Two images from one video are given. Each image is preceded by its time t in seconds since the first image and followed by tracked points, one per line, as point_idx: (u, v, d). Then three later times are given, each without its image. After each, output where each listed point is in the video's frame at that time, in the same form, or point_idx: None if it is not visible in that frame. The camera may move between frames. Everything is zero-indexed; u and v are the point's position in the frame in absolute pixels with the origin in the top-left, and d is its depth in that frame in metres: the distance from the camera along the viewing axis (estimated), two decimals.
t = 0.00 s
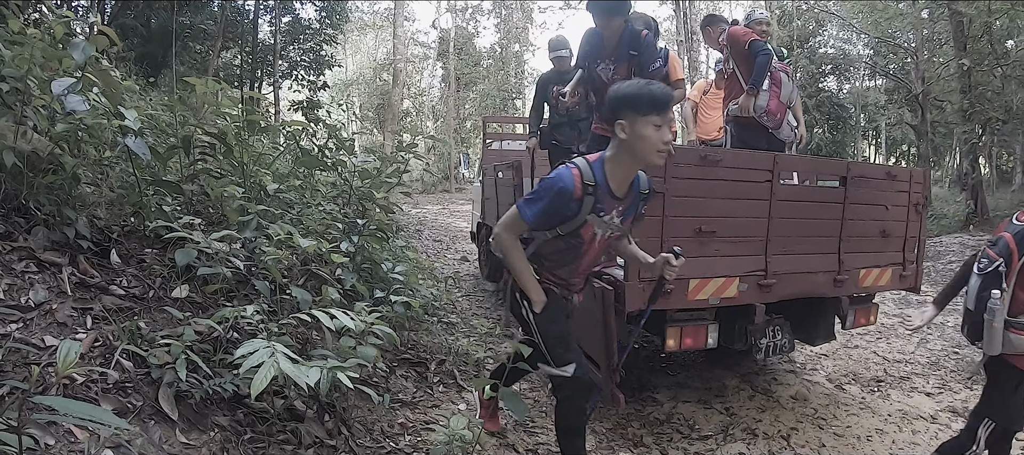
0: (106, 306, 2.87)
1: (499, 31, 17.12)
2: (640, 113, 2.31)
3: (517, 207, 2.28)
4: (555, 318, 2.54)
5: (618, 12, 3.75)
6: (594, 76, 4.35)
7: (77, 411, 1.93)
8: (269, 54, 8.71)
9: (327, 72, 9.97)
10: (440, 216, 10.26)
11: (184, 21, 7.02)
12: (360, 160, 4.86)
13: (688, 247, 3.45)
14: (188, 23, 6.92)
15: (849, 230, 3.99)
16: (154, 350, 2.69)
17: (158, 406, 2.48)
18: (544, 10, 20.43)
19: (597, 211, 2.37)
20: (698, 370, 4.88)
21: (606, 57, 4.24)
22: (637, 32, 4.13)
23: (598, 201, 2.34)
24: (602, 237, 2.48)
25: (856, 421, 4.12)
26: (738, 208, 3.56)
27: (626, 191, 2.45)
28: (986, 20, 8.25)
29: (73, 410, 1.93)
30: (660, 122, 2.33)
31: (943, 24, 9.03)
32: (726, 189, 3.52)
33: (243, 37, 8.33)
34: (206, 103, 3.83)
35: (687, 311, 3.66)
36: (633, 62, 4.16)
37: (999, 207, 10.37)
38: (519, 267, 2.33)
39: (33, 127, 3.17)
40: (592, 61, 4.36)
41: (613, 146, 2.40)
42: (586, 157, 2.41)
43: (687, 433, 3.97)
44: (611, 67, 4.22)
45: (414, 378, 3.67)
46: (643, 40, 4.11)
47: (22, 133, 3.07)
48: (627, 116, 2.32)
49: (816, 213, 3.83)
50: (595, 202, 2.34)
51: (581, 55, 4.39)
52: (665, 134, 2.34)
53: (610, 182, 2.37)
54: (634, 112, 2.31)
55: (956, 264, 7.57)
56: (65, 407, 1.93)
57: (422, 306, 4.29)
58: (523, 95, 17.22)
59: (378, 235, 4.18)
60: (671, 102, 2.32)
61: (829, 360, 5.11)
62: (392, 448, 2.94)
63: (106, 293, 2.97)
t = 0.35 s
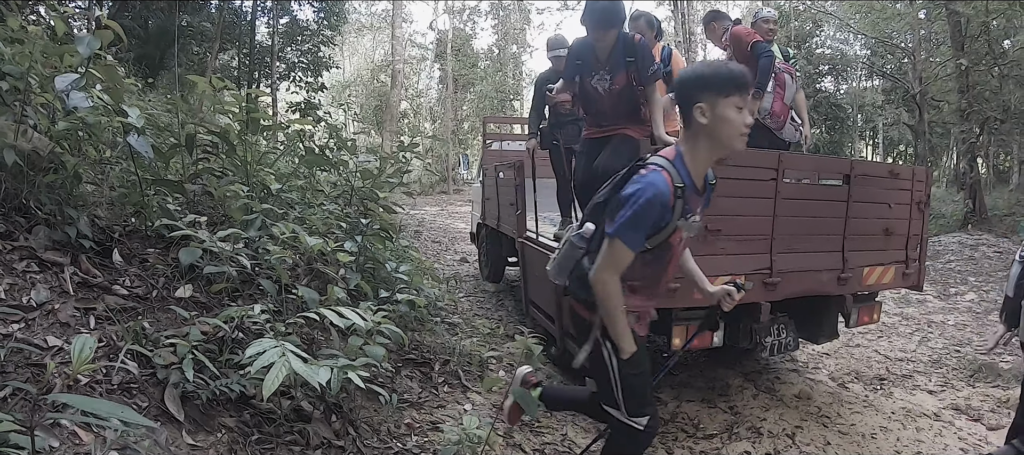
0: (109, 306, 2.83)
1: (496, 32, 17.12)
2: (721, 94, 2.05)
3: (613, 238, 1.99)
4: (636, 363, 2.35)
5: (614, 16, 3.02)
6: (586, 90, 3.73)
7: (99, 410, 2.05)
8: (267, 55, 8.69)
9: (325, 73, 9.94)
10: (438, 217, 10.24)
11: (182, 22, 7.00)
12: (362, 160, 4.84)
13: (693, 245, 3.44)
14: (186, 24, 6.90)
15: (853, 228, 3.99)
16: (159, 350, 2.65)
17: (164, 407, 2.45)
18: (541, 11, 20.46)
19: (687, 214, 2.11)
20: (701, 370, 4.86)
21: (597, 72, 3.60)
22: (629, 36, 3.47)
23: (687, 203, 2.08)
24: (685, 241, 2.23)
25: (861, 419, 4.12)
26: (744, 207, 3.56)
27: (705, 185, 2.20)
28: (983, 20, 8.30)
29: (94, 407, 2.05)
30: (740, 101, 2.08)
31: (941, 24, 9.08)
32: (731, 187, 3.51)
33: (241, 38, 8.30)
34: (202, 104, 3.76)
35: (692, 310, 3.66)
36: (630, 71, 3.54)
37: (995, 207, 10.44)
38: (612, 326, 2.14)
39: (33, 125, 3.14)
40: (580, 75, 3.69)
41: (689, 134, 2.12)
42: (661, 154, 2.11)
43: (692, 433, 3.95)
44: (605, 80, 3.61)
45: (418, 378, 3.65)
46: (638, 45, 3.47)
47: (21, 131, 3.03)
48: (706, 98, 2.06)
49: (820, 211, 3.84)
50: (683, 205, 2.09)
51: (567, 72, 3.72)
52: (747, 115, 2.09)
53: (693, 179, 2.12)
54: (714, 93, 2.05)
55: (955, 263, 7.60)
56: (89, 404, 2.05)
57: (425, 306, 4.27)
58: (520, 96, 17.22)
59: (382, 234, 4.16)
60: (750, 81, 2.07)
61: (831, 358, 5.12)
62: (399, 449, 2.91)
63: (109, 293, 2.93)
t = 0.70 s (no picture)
0: (112, 305, 2.81)
1: (495, 33, 17.14)
2: (800, 43, 1.81)
3: (723, 210, 1.73)
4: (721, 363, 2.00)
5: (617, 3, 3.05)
6: (576, 81, 3.57)
7: (112, 402, 2.02)
8: (265, 56, 8.69)
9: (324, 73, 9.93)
10: (438, 218, 10.23)
11: (181, 23, 6.99)
12: (363, 159, 4.83)
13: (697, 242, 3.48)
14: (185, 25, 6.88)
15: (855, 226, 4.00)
16: (163, 348, 2.64)
17: (168, 406, 2.43)
18: (539, 12, 20.50)
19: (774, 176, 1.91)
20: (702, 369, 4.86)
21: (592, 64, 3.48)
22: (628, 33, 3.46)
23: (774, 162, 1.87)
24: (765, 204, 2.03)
25: (863, 417, 4.12)
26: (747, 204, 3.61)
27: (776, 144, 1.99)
28: (982, 19, 8.35)
29: (108, 400, 2.03)
30: (817, 51, 1.85)
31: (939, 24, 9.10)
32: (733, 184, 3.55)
33: (240, 39, 8.29)
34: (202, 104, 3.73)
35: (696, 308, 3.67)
36: (627, 68, 3.45)
37: (992, 207, 10.48)
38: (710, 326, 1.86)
39: (34, 123, 3.13)
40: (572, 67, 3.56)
41: (762, 89, 1.88)
42: (737, 113, 1.86)
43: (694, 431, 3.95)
44: (600, 74, 3.49)
45: (422, 377, 3.63)
46: (637, 44, 3.43)
47: (23, 129, 3.01)
48: (783, 48, 1.81)
49: (823, 209, 3.85)
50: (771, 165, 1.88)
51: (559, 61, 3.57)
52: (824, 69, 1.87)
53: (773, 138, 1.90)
54: (792, 42, 1.81)
55: (955, 262, 7.63)
56: (103, 397, 2.02)
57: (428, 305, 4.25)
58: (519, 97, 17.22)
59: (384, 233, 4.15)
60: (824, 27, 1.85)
61: (832, 357, 5.12)
62: (404, 448, 2.90)
63: (112, 291, 2.92)
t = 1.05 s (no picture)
0: (112, 303, 2.81)
1: (493, 33, 17.16)
2: (894, 24, 1.76)
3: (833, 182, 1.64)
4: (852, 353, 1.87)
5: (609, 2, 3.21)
6: (554, 80, 3.52)
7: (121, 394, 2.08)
8: (263, 56, 8.69)
9: (322, 73, 9.94)
10: (437, 218, 10.24)
11: (179, 23, 7.00)
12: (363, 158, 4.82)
13: (696, 240, 3.52)
14: (182, 25, 6.89)
15: (855, 224, 4.02)
16: (164, 347, 2.63)
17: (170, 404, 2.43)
18: (538, 12, 20.51)
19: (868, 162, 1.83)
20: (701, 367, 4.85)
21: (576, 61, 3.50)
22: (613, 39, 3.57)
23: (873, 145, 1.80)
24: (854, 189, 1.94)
25: (863, 415, 4.13)
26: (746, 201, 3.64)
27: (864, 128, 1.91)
28: (980, 19, 8.38)
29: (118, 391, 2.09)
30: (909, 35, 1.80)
31: (937, 23, 9.17)
32: (732, 182, 3.60)
33: (238, 39, 8.30)
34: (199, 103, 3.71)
35: (695, 306, 3.69)
36: (612, 69, 3.55)
37: (990, 206, 10.50)
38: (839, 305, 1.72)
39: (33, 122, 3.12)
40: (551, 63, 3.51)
41: (850, 69, 1.84)
42: (833, 86, 1.83)
43: (694, 429, 3.95)
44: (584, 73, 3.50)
45: (422, 376, 3.63)
46: (623, 49, 3.57)
47: (22, 129, 3.02)
48: (878, 27, 1.76)
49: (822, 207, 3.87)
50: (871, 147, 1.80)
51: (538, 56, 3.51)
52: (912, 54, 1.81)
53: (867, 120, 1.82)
54: (884, 21, 1.75)
55: (953, 260, 7.65)
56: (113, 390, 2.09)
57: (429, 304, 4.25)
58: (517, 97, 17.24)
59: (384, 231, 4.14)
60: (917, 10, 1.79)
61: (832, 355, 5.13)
62: (405, 445, 2.90)
63: (112, 289, 2.91)
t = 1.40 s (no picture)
0: (112, 303, 2.81)
1: (492, 32, 17.17)
2: (965, 42, 1.83)
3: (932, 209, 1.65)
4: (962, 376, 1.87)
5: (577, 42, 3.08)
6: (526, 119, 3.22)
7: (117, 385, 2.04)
8: (261, 55, 8.69)
9: (320, 73, 9.94)
10: (435, 217, 10.24)
11: (176, 23, 7.00)
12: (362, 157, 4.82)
13: (695, 238, 3.54)
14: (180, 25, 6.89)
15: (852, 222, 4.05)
16: (164, 346, 2.64)
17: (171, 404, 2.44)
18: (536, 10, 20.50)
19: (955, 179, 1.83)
20: (700, 365, 4.86)
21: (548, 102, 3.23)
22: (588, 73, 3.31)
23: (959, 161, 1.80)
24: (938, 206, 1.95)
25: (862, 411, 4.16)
26: (744, 199, 3.66)
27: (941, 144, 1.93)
28: (978, 16, 8.38)
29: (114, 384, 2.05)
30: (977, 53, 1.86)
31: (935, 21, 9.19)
32: (731, 180, 3.62)
33: (235, 39, 8.31)
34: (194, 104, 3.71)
35: (693, 304, 3.71)
36: (585, 107, 3.27)
37: (990, 203, 10.52)
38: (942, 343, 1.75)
39: (32, 122, 3.13)
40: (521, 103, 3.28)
41: (923, 87, 1.90)
42: (904, 109, 1.88)
43: (694, 427, 3.96)
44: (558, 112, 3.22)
45: (422, 374, 3.64)
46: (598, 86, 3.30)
47: (21, 130, 3.03)
48: (950, 44, 1.83)
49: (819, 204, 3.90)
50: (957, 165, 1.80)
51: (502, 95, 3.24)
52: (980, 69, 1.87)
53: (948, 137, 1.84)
54: (957, 40, 1.83)
55: (951, 257, 7.67)
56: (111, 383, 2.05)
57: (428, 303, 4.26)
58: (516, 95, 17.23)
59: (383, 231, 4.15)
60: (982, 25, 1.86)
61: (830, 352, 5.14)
62: (405, 444, 2.91)
63: (112, 290, 2.92)
